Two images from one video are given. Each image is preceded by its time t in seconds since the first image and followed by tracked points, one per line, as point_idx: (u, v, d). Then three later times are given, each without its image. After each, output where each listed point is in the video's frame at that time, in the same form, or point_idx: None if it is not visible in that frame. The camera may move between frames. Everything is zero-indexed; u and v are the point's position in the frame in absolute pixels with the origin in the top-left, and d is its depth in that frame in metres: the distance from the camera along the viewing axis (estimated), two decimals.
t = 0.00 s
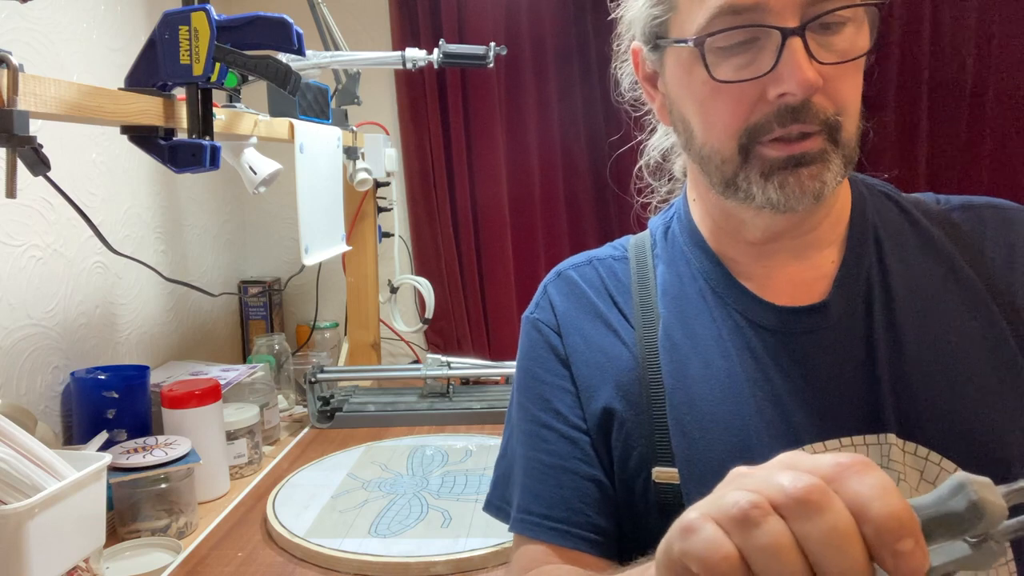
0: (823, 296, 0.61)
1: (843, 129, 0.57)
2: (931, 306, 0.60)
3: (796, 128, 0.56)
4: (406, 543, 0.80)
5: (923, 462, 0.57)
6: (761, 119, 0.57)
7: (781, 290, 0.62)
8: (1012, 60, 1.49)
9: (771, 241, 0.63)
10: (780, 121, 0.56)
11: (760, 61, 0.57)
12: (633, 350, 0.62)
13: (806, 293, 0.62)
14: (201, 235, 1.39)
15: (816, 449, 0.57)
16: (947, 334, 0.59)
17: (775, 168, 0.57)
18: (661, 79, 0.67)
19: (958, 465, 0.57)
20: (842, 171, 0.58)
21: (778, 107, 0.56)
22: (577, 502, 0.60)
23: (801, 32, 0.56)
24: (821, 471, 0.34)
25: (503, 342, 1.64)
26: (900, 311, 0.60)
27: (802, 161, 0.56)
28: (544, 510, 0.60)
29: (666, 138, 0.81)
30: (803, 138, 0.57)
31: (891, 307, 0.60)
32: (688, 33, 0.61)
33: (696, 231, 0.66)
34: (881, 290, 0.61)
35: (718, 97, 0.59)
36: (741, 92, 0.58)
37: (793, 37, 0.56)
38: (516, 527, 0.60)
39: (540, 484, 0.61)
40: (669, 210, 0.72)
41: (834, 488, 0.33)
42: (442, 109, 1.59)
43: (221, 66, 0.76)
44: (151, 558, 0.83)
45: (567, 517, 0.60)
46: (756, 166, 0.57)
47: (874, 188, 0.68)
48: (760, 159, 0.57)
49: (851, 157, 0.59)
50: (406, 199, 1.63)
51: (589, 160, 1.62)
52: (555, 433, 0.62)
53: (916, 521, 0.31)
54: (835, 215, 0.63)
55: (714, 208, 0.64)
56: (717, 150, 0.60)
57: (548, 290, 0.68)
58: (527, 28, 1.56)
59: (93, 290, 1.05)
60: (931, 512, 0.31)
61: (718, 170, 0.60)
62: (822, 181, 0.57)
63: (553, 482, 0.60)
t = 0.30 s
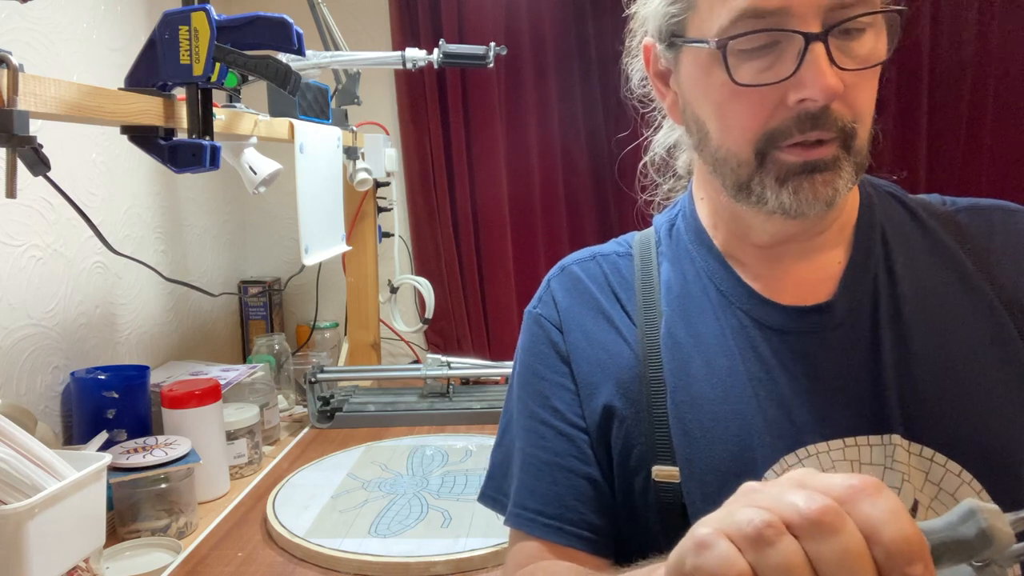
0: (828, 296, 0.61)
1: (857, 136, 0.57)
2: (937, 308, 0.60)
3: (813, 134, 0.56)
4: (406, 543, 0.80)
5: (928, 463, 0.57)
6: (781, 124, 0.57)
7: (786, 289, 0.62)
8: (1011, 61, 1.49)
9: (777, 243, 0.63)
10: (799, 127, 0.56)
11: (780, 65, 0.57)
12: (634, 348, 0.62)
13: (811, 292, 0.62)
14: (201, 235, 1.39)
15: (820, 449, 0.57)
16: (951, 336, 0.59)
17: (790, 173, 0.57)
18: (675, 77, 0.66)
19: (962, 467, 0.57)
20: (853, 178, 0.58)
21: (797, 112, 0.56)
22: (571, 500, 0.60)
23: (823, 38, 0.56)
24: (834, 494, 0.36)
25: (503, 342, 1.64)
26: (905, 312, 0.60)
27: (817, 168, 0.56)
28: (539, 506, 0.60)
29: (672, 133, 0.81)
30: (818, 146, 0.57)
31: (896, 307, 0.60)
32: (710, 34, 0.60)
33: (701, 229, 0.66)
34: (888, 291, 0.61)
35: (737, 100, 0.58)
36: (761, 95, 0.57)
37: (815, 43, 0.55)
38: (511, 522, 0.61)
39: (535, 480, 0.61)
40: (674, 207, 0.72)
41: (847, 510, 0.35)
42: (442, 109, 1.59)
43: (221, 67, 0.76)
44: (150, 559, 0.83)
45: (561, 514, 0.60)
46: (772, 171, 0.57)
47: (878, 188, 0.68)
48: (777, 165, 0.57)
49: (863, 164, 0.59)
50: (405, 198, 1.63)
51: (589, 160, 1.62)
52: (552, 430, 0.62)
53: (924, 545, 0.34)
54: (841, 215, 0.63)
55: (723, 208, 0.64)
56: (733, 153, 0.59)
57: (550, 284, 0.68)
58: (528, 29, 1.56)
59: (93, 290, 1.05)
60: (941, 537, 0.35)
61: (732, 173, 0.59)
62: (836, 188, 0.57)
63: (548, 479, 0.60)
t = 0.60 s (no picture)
0: (832, 295, 0.61)
1: (868, 138, 0.57)
2: (940, 308, 0.60)
3: (825, 135, 0.56)
4: (406, 543, 0.80)
5: (935, 461, 0.57)
6: (795, 124, 0.56)
7: (790, 287, 0.62)
8: (1011, 62, 1.49)
9: (782, 243, 0.63)
10: (813, 127, 0.56)
11: (797, 64, 0.56)
12: (636, 345, 0.62)
13: (816, 291, 0.62)
14: (201, 235, 1.39)
15: (823, 447, 0.57)
16: (955, 335, 0.59)
17: (800, 173, 0.57)
18: (685, 75, 0.66)
19: (969, 465, 0.57)
20: (862, 180, 0.58)
21: (812, 112, 0.56)
22: (569, 497, 0.60)
23: (840, 38, 0.56)
24: (858, 480, 0.36)
25: (503, 342, 1.64)
26: (910, 311, 0.60)
27: (827, 169, 0.56)
28: (537, 503, 0.60)
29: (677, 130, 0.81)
30: (829, 147, 0.57)
31: (901, 306, 0.60)
32: (727, 31, 0.59)
33: (705, 227, 0.66)
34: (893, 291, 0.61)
35: (752, 99, 0.58)
36: (777, 95, 0.57)
37: (831, 43, 0.55)
38: (508, 518, 0.61)
39: (533, 477, 0.61)
40: (678, 205, 0.72)
41: (873, 496, 0.35)
42: (442, 109, 1.59)
43: (221, 66, 0.76)
44: (151, 559, 0.83)
45: (558, 511, 0.60)
46: (783, 171, 0.57)
47: (883, 188, 0.68)
48: (788, 164, 0.57)
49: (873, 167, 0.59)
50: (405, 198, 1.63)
51: (589, 161, 1.62)
52: (552, 427, 0.62)
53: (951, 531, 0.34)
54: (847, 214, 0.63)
55: (729, 208, 0.64)
56: (745, 151, 0.59)
57: (552, 280, 0.68)
58: (527, 29, 1.56)
59: (93, 290, 1.05)
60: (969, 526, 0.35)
61: (742, 172, 0.59)
62: (846, 189, 0.57)
63: (546, 475, 0.60)
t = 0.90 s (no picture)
0: (838, 294, 0.61)
1: (880, 140, 0.57)
2: (944, 308, 0.60)
3: (837, 137, 0.56)
4: (406, 544, 0.80)
5: (940, 462, 0.57)
6: (806, 125, 0.56)
7: (796, 285, 0.62)
8: (1011, 63, 1.49)
9: (790, 242, 0.63)
10: (825, 130, 0.56)
11: (810, 67, 0.56)
12: (639, 342, 0.62)
13: (822, 291, 0.62)
14: (201, 235, 1.39)
15: (828, 446, 0.57)
16: (959, 335, 0.59)
17: (812, 173, 0.57)
18: (694, 74, 0.65)
19: (974, 466, 0.57)
20: (873, 180, 0.58)
21: (824, 115, 0.56)
22: (569, 494, 0.60)
23: (855, 41, 0.55)
24: (883, 516, 0.37)
25: (503, 342, 1.64)
26: (916, 311, 0.60)
27: (840, 170, 0.56)
28: (536, 499, 0.60)
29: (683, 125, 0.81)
30: (841, 149, 0.57)
31: (907, 306, 0.60)
32: (740, 32, 0.59)
33: (711, 226, 0.66)
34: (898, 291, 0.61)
35: (765, 100, 0.58)
36: (790, 97, 0.57)
37: (845, 46, 0.55)
38: (507, 514, 0.61)
39: (533, 473, 0.61)
40: (682, 203, 0.71)
41: (898, 534, 0.36)
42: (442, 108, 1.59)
43: (221, 66, 0.76)
44: (150, 559, 0.83)
45: (557, 507, 0.60)
46: (794, 171, 0.57)
47: (888, 188, 0.68)
48: (799, 165, 0.57)
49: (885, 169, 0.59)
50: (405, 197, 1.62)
51: (590, 160, 1.62)
52: (552, 424, 0.62)
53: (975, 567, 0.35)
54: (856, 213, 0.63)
55: (737, 206, 0.64)
56: (757, 151, 0.59)
57: (556, 276, 0.67)
58: (527, 27, 1.56)
59: (93, 290, 1.05)
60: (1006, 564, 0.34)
61: (752, 171, 0.59)
62: (858, 191, 0.57)
63: (546, 471, 0.61)
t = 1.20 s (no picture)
0: (844, 294, 0.61)
1: (888, 145, 0.57)
2: (948, 310, 0.60)
3: (845, 143, 0.56)
4: (406, 543, 0.80)
5: (944, 464, 0.57)
6: (814, 131, 0.57)
7: (801, 285, 0.62)
8: (1011, 64, 1.49)
9: (796, 243, 0.63)
10: (833, 135, 0.56)
11: (820, 72, 0.56)
12: (643, 342, 0.62)
13: (827, 291, 0.62)
14: (201, 235, 1.39)
15: (831, 447, 0.57)
16: (962, 336, 0.59)
17: (819, 178, 0.57)
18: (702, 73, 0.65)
19: (979, 468, 0.57)
20: (880, 186, 0.58)
21: (833, 121, 0.56)
22: (569, 493, 0.60)
23: (866, 48, 0.55)
24: (890, 542, 0.44)
25: (503, 342, 1.64)
26: (922, 313, 0.60)
27: (847, 177, 0.57)
28: (536, 496, 0.60)
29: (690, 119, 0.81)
30: (848, 155, 0.57)
31: (913, 307, 0.60)
32: (751, 36, 0.58)
33: (716, 225, 0.66)
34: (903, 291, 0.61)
35: (774, 105, 0.57)
36: (800, 102, 0.57)
37: (857, 53, 0.55)
38: (507, 510, 0.61)
39: (533, 470, 0.61)
40: (687, 202, 0.71)
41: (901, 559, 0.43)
42: (443, 108, 1.59)
43: (221, 67, 0.76)
44: (150, 559, 0.83)
45: (557, 505, 0.60)
46: (801, 176, 0.57)
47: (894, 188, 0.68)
48: (805, 170, 0.57)
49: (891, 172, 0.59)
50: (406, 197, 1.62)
51: (590, 160, 1.62)
52: (553, 421, 0.62)
53: None
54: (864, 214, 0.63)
55: (743, 207, 0.64)
56: (765, 155, 0.58)
57: (560, 274, 0.67)
58: (528, 27, 1.56)
59: (93, 290, 1.05)
60: None
61: (759, 174, 0.59)
62: (864, 196, 0.57)
63: (546, 469, 0.61)
